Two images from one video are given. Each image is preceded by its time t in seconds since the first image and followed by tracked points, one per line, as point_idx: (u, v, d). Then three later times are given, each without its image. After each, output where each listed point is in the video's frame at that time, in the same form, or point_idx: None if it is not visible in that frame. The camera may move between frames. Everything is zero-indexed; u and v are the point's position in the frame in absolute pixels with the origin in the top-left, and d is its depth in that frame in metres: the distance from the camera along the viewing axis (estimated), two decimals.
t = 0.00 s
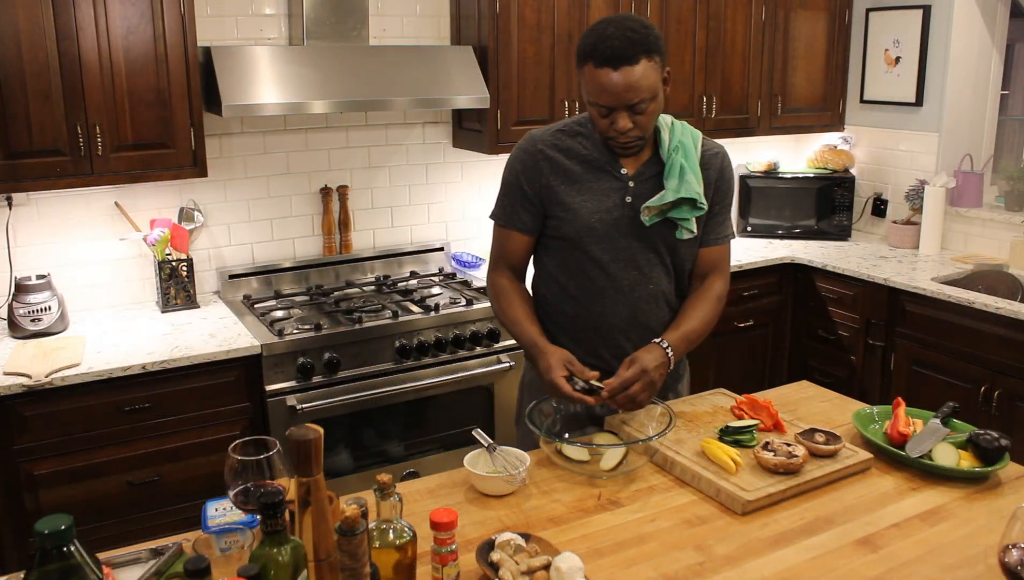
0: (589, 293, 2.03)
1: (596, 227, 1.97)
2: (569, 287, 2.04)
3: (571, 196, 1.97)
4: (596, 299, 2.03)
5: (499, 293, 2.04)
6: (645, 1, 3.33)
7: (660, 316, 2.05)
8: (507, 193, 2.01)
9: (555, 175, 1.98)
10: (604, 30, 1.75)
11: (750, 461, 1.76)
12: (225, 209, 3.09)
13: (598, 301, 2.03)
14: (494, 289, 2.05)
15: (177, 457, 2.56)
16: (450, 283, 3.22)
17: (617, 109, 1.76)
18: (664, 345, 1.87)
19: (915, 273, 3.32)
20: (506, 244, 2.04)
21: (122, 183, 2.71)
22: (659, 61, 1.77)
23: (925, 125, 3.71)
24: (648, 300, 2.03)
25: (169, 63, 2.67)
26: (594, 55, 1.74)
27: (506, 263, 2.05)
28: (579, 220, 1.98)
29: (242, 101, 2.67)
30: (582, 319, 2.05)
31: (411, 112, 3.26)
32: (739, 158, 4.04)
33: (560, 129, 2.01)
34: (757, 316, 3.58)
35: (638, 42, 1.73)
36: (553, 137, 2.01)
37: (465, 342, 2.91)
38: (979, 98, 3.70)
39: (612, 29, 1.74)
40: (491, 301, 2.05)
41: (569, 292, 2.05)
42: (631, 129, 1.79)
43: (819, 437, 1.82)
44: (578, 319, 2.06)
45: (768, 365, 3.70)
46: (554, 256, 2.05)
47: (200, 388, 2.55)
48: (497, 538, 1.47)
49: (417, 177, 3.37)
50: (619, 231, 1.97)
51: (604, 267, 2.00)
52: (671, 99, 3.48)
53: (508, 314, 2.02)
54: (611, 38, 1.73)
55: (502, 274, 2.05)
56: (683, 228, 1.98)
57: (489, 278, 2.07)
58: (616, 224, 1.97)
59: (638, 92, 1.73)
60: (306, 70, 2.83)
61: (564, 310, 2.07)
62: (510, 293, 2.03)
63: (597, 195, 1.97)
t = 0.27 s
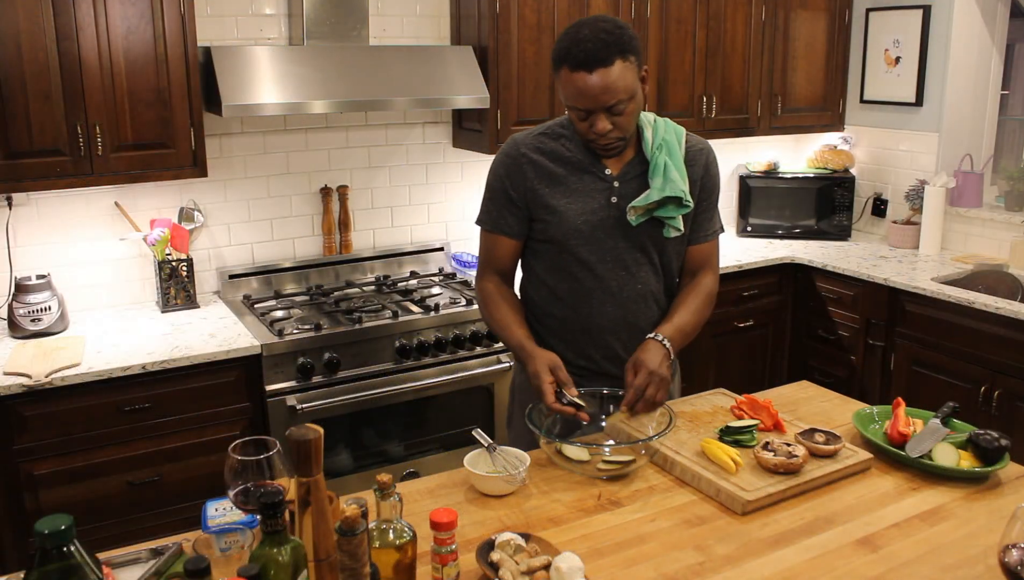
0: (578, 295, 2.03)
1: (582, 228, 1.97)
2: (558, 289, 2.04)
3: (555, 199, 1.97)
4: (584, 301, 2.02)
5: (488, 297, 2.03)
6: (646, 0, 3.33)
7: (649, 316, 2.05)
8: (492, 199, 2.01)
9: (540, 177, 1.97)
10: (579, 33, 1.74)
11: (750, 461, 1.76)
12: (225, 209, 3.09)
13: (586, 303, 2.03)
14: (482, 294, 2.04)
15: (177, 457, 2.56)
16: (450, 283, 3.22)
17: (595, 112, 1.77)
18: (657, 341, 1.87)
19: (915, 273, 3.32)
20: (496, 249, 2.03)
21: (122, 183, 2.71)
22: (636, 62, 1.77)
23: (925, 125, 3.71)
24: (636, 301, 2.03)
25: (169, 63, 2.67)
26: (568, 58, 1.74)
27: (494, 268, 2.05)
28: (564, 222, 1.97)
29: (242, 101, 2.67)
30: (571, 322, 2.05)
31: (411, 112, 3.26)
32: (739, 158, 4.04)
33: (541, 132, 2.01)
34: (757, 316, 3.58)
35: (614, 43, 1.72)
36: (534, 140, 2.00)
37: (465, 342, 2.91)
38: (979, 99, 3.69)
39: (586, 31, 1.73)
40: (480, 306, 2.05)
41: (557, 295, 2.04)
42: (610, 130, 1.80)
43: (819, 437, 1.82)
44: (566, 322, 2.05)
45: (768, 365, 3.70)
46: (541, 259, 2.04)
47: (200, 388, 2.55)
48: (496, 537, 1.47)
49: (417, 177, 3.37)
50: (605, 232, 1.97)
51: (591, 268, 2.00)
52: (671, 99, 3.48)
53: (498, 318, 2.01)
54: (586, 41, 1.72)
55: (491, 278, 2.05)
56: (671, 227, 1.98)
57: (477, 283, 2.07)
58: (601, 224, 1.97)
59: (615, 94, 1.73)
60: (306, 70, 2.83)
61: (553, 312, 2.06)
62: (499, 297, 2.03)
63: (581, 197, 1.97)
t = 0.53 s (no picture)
0: (570, 296, 2.02)
1: (575, 230, 1.96)
2: (551, 291, 2.03)
3: (546, 201, 1.96)
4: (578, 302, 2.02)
5: (485, 296, 2.03)
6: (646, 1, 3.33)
7: (644, 316, 2.05)
8: (483, 201, 2.00)
9: (531, 179, 1.97)
10: (570, 35, 1.73)
11: (750, 462, 1.76)
12: (225, 209, 3.09)
13: (580, 304, 2.02)
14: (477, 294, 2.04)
15: (178, 457, 2.56)
16: (450, 283, 3.22)
17: (589, 114, 1.77)
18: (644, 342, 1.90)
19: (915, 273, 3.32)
20: (490, 251, 2.03)
21: (122, 183, 2.71)
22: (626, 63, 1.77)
23: (925, 124, 3.71)
24: (628, 301, 2.03)
25: (169, 63, 2.67)
26: (559, 62, 1.73)
27: (488, 270, 2.04)
28: (556, 225, 1.96)
29: (242, 101, 2.67)
30: (564, 323, 2.05)
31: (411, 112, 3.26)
32: (739, 158, 4.04)
33: (532, 133, 1.99)
34: (757, 316, 3.58)
35: (606, 45, 1.72)
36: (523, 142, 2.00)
37: (465, 342, 2.91)
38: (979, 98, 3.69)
39: (579, 33, 1.73)
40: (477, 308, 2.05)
41: (550, 296, 2.04)
42: (605, 132, 1.80)
43: (819, 437, 1.82)
44: (560, 323, 2.05)
45: (768, 366, 3.70)
46: (534, 261, 2.03)
47: (200, 388, 2.55)
48: (497, 537, 1.47)
49: (417, 177, 3.37)
50: (597, 233, 1.97)
51: (583, 269, 1.99)
52: (671, 99, 3.48)
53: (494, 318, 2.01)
54: (579, 43, 1.72)
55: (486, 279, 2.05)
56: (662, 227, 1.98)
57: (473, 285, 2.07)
58: (594, 226, 1.96)
59: (608, 96, 1.73)
60: (306, 70, 2.83)
61: (546, 314, 2.06)
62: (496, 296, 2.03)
63: (573, 198, 1.96)
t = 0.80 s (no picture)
0: (568, 297, 2.02)
1: (577, 231, 1.96)
2: (552, 292, 2.03)
3: (549, 202, 1.96)
4: (579, 303, 2.02)
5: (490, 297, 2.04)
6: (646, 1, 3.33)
7: (645, 317, 2.06)
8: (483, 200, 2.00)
9: (532, 179, 1.96)
10: (582, 38, 1.70)
11: (750, 461, 1.76)
12: (225, 209, 3.09)
13: (581, 305, 2.02)
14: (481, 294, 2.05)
15: (177, 458, 2.56)
16: (450, 283, 3.22)
17: (590, 115, 1.80)
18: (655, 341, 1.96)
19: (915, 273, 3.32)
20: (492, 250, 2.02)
21: (122, 182, 2.71)
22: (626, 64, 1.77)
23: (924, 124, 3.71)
24: (629, 301, 2.03)
25: (168, 62, 2.67)
26: (560, 65, 1.73)
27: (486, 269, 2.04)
28: (558, 225, 1.96)
29: (242, 101, 2.67)
30: (566, 324, 2.05)
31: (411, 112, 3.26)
32: (739, 158, 4.04)
33: (531, 133, 1.98)
34: (757, 316, 3.58)
35: (613, 50, 1.71)
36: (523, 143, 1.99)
37: (465, 342, 2.91)
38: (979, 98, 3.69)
39: (587, 38, 1.70)
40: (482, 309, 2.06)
41: (551, 298, 2.03)
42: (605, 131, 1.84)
43: (819, 437, 1.82)
44: (561, 324, 2.05)
45: (768, 366, 3.70)
46: (535, 262, 2.03)
47: (200, 389, 2.55)
48: (497, 537, 1.47)
49: (417, 177, 3.37)
50: (599, 234, 1.97)
51: (582, 270, 1.99)
52: (671, 99, 3.48)
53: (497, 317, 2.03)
54: (590, 48, 1.70)
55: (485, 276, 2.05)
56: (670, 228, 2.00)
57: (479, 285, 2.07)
58: (596, 226, 1.96)
59: (608, 98, 1.75)
60: (306, 69, 2.83)
61: (547, 315, 2.05)
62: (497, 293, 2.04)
63: (572, 199, 1.95)
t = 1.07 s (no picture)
0: (577, 298, 2.01)
1: (588, 232, 1.96)
2: (561, 294, 2.02)
3: (560, 202, 1.96)
4: (588, 305, 2.01)
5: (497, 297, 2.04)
6: (646, 1, 3.33)
7: (652, 319, 2.06)
8: (493, 201, 2.00)
9: (544, 180, 1.96)
10: (584, 40, 1.73)
11: (750, 462, 1.76)
12: (225, 209, 3.09)
13: (590, 307, 2.02)
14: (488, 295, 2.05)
15: (177, 457, 2.56)
16: (450, 283, 3.22)
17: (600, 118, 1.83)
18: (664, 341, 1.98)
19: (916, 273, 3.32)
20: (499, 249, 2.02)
21: (122, 182, 2.71)
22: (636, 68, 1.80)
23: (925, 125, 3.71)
24: (637, 304, 2.03)
25: (168, 63, 2.67)
26: (571, 68, 1.76)
27: (496, 271, 2.04)
28: (569, 225, 1.96)
29: (242, 101, 2.67)
30: (574, 327, 2.04)
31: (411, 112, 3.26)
32: (739, 158, 4.04)
33: (542, 133, 1.99)
34: (757, 316, 3.58)
35: (618, 53, 1.74)
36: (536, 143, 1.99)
37: (465, 342, 2.91)
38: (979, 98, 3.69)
39: (590, 40, 1.73)
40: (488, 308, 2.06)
41: (560, 299, 2.02)
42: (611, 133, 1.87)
43: (819, 437, 1.82)
44: (569, 326, 2.04)
45: (768, 366, 3.70)
46: (544, 263, 2.02)
47: (200, 389, 2.55)
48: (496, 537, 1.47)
49: (417, 177, 3.37)
50: (610, 235, 1.97)
51: (592, 272, 1.99)
52: (671, 99, 3.48)
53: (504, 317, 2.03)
54: (592, 49, 1.73)
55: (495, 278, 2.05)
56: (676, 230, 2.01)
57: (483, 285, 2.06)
58: (607, 227, 1.96)
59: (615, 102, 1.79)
60: (306, 69, 2.83)
61: (555, 317, 2.04)
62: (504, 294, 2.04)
63: (583, 200, 1.95)
